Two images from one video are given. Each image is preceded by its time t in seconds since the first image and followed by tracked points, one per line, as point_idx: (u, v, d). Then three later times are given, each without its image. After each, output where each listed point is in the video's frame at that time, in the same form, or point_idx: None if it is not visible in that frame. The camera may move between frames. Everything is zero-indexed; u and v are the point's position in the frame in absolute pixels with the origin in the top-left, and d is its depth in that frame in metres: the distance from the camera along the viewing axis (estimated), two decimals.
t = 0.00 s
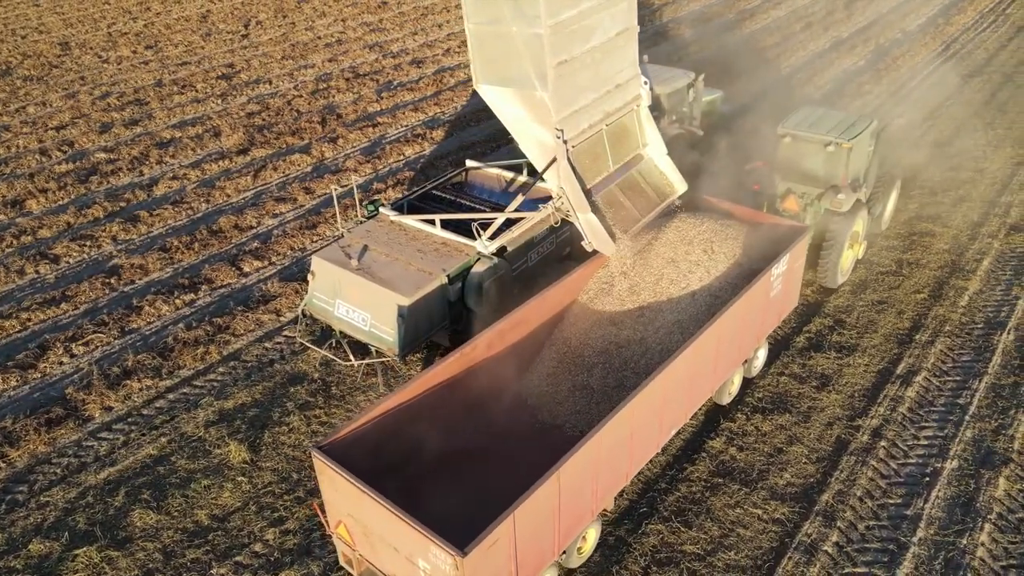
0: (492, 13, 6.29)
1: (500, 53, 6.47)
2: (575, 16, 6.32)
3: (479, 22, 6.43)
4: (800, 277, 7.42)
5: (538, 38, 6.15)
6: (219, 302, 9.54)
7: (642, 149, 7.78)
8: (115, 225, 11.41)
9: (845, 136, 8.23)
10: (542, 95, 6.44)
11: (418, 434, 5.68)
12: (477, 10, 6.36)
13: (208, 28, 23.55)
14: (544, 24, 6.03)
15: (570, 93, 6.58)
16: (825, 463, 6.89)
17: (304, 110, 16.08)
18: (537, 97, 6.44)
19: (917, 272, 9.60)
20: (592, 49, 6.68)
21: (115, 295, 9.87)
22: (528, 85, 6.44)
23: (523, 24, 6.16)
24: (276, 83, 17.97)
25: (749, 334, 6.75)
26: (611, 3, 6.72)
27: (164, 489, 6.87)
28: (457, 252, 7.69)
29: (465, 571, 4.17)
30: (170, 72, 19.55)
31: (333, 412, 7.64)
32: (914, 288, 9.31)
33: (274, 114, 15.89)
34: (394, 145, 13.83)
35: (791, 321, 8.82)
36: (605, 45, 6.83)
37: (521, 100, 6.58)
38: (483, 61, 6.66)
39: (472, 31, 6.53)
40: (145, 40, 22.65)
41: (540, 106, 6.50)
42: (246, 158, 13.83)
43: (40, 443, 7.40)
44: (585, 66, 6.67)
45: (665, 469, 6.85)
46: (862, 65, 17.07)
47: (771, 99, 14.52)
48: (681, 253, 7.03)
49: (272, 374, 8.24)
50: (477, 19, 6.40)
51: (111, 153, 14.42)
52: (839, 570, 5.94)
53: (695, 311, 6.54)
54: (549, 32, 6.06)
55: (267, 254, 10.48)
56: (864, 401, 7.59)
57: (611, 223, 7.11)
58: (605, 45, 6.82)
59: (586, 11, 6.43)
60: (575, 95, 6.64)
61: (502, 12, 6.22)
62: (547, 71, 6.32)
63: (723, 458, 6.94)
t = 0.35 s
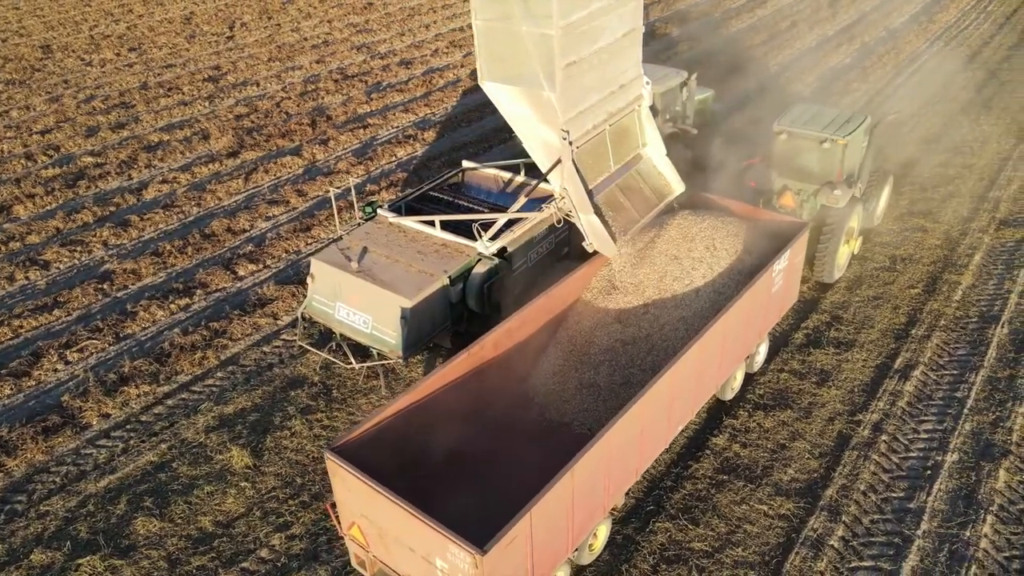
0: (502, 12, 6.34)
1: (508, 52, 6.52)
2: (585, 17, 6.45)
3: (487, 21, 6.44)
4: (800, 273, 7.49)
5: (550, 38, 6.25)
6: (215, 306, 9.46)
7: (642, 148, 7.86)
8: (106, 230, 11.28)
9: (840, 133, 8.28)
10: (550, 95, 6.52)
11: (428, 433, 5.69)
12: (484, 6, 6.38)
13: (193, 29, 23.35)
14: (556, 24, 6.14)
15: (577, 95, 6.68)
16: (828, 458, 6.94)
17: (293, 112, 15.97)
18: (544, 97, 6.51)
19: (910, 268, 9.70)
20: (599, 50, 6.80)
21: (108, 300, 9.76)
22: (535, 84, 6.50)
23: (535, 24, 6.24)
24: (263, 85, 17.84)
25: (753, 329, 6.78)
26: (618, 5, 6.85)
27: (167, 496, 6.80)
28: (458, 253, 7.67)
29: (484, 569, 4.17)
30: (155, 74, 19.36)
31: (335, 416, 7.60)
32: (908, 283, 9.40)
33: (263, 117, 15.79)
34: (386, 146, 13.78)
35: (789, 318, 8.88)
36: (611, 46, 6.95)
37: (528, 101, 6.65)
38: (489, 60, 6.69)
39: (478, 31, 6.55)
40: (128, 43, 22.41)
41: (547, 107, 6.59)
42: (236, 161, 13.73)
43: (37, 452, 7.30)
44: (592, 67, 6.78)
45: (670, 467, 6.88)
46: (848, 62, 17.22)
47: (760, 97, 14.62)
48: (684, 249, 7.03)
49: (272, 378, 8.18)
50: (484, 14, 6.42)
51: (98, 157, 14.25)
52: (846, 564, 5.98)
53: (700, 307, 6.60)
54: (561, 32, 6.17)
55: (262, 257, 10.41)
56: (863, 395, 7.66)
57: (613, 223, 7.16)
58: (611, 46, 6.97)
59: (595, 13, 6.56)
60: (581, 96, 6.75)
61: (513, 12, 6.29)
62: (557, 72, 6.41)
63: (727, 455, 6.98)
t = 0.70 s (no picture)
0: (507, 14, 6.57)
1: (513, 53, 6.73)
2: (588, 17, 6.65)
3: (493, 23, 6.67)
4: (801, 267, 7.58)
5: (554, 38, 6.45)
6: (211, 311, 9.38)
7: (643, 148, 8.05)
8: (96, 235, 11.14)
9: (835, 129, 8.35)
10: (554, 95, 6.72)
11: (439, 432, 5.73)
12: (490, 8, 6.60)
13: (176, 32, 23.12)
14: (560, 24, 6.33)
15: (580, 94, 6.87)
16: (831, 453, 7.00)
17: (282, 114, 15.87)
18: (548, 97, 6.71)
19: (904, 263, 9.81)
20: (601, 49, 7.00)
21: (101, 306, 9.64)
22: (539, 84, 6.72)
23: (539, 26, 6.45)
24: (250, 87, 17.70)
25: (756, 325, 6.86)
26: (619, 5, 7.04)
27: (170, 503, 6.73)
28: (459, 254, 7.65)
29: (505, 566, 4.20)
30: (139, 77, 19.14)
31: (338, 419, 7.56)
32: (903, 278, 9.50)
33: (252, 119, 15.66)
34: (377, 147, 13.72)
35: (787, 314, 8.95)
36: (613, 46, 7.15)
37: (533, 100, 6.85)
38: (495, 62, 6.91)
39: (485, 33, 6.78)
40: (110, 45, 22.14)
41: (551, 106, 6.79)
42: (226, 164, 13.61)
43: (36, 461, 7.20)
44: (595, 67, 6.97)
45: (676, 464, 6.91)
46: (833, 59, 17.38)
47: (750, 94, 14.72)
48: (686, 247, 7.19)
49: (272, 382, 8.12)
50: (490, 17, 6.64)
51: (84, 161, 14.07)
52: (854, 557, 6.04)
53: (704, 304, 6.76)
54: (564, 32, 6.37)
55: (257, 260, 10.33)
56: (864, 390, 7.73)
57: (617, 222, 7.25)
58: (614, 46, 7.15)
59: (597, 13, 6.75)
60: (585, 96, 6.94)
61: (518, 13, 6.50)
62: (561, 71, 6.61)
63: (732, 451, 7.02)
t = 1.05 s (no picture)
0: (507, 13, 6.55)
1: (513, 52, 6.72)
2: (588, 16, 6.65)
3: (493, 23, 6.65)
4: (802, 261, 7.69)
5: (554, 37, 6.45)
6: (209, 314, 9.31)
7: (642, 147, 8.08)
8: (90, 239, 11.02)
9: (833, 125, 8.43)
10: (554, 94, 6.72)
11: (453, 430, 5.79)
12: (490, 8, 6.59)
13: (162, 33, 22.92)
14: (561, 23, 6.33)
15: (581, 93, 6.88)
16: (835, 448, 7.05)
17: (273, 116, 15.77)
18: (549, 97, 6.72)
19: (900, 258, 9.90)
20: (601, 48, 7.01)
21: (97, 311, 9.53)
22: (541, 84, 6.72)
23: (540, 26, 6.45)
24: (240, 89, 17.59)
25: (762, 319, 6.94)
26: (618, 3, 7.05)
27: (176, 509, 6.67)
28: (461, 254, 7.63)
29: (528, 560, 4.24)
30: (126, 80, 18.96)
31: (342, 422, 7.52)
32: (899, 274, 9.58)
33: (243, 121, 15.56)
34: (371, 148, 13.67)
35: (787, 311, 9.00)
36: (612, 45, 7.16)
37: (533, 100, 6.85)
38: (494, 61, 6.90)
39: (484, 32, 6.76)
40: (96, 47, 21.92)
41: (552, 105, 6.79)
42: (219, 166, 13.51)
43: (37, 468, 7.12)
44: (595, 66, 6.98)
45: (682, 461, 6.93)
46: (823, 56, 17.51)
47: (742, 92, 14.79)
48: (691, 243, 7.30)
49: (274, 385, 8.07)
50: (490, 17, 6.63)
51: (74, 164, 13.91)
52: (862, 551, 6.08)
53: (712, 298, 6.86)
54: (565, 31, 6.37)
55: (254, 263, 10.26)
56: (865, 385, 7.79)
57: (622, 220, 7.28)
58: (613, 44, 7.17)
59: (597, 12, 6.76)
60: (585, 95, 6.95)
61: (518, 12, 6.49)
62: (562, 71, 6.62)
63: (738, 448, 7.06)
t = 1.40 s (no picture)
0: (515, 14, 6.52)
1: (520, 53, 6.72)
2: (595, 17, 6.65)
3: (500, 23, 6.63)
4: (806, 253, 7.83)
5: (563, 39, 6.45)
6: (208, 319, 9.23)
7: (645, 146, 8.15)
8: (83, 244, 10.90)
9: (833, 120, 8.51)
10: (562, 95, 6.75)
11: (473, 424, 5.98)
12: (497, 10, 6.55)
13: (148, 35, 22.71)
14: (570, 25, 6.32)
15: (588, 94, 6.91)
16: (840, 443, 7.10)
17: (265, 118, 15.67)
18: (557, 98, 6.74)
19: (896, 254, 9.99)
20: (607, 48, 7.02)
21: (93, 316, 9.43)
22: (549, 85, 6.73)
23: (548, 28, 6.44)
24: (230, 91, 17.46)
25: (769, 310, 7.06)
26: (624, 3, 7.05)
27: (182, 515, 6.62)
28: (465, 255, 7.62)
29: (556, 548, 4.39)
30: (113, 82, 18.77)
31: (347, 425, 7.49)
32: (897, 270, 9.67)
33: (234, 123, 15.45)
34: (365, 150, 13.61)
35: (786, 308, 9.06)
36: (618, 44, 7.18)
37: (541, 101, 6.88)
38: (501, 61, 6.89)
39: (491, 33, 6.74)
40: (81, 50, 21.68)
41: (559, 106, 6.83)
42: (211, 169, 13.41)
43: (39, 477, 7.03)
44: (601, 66, 7.00)
45: (689, 459, 6.96)
46: (812, 54, 17.64)
47: (734, 91, 14.88)
48: (699, 236, 7.39)
49: (277, 389, 8.01)
50: (497, 18, 6.60)
51: (64, 168, 13.75)
52: (871, 545, 6.13)
53: (721, 291, 6.99)
54: (573, 33, 6.37)
55: (252, 266, 10.19)
56: (867, 380, 7.86)
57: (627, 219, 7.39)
58: (619, 44, 7.19)
59: (604, 12, 6.76)
60: (592, 95, 6.98)
61: (526, 13, 6.46)
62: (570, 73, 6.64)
63: (744, 444, 7.09)
